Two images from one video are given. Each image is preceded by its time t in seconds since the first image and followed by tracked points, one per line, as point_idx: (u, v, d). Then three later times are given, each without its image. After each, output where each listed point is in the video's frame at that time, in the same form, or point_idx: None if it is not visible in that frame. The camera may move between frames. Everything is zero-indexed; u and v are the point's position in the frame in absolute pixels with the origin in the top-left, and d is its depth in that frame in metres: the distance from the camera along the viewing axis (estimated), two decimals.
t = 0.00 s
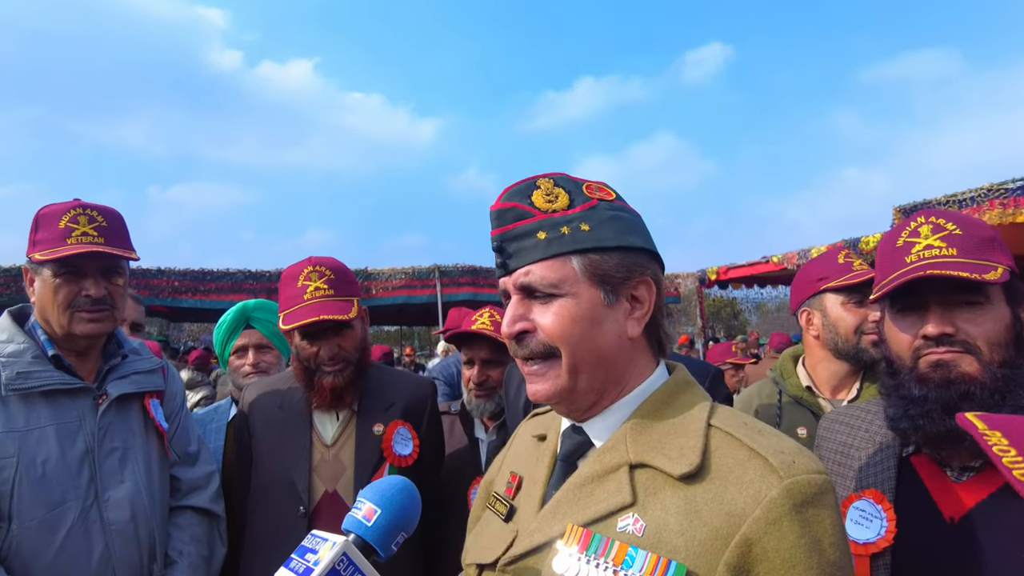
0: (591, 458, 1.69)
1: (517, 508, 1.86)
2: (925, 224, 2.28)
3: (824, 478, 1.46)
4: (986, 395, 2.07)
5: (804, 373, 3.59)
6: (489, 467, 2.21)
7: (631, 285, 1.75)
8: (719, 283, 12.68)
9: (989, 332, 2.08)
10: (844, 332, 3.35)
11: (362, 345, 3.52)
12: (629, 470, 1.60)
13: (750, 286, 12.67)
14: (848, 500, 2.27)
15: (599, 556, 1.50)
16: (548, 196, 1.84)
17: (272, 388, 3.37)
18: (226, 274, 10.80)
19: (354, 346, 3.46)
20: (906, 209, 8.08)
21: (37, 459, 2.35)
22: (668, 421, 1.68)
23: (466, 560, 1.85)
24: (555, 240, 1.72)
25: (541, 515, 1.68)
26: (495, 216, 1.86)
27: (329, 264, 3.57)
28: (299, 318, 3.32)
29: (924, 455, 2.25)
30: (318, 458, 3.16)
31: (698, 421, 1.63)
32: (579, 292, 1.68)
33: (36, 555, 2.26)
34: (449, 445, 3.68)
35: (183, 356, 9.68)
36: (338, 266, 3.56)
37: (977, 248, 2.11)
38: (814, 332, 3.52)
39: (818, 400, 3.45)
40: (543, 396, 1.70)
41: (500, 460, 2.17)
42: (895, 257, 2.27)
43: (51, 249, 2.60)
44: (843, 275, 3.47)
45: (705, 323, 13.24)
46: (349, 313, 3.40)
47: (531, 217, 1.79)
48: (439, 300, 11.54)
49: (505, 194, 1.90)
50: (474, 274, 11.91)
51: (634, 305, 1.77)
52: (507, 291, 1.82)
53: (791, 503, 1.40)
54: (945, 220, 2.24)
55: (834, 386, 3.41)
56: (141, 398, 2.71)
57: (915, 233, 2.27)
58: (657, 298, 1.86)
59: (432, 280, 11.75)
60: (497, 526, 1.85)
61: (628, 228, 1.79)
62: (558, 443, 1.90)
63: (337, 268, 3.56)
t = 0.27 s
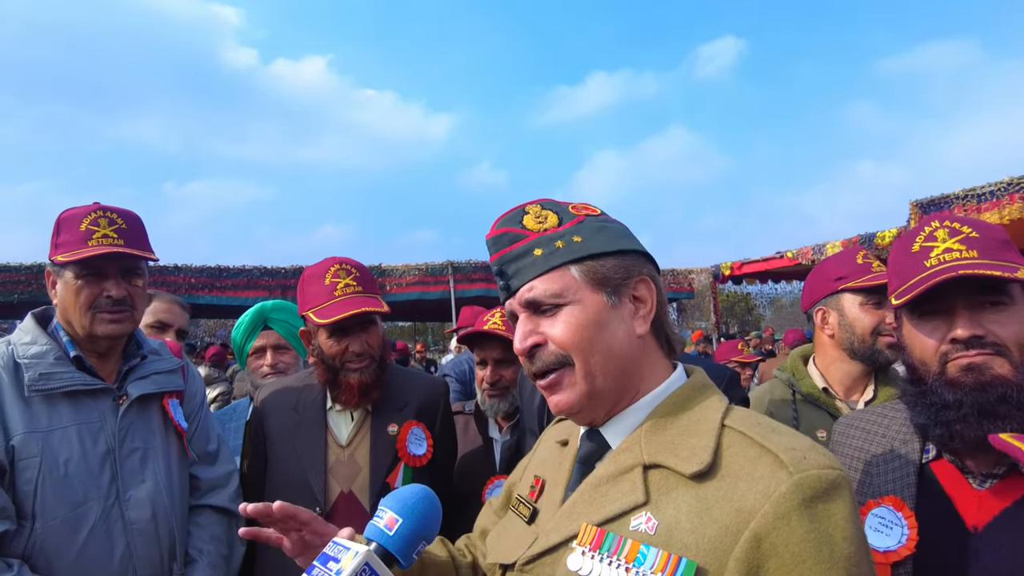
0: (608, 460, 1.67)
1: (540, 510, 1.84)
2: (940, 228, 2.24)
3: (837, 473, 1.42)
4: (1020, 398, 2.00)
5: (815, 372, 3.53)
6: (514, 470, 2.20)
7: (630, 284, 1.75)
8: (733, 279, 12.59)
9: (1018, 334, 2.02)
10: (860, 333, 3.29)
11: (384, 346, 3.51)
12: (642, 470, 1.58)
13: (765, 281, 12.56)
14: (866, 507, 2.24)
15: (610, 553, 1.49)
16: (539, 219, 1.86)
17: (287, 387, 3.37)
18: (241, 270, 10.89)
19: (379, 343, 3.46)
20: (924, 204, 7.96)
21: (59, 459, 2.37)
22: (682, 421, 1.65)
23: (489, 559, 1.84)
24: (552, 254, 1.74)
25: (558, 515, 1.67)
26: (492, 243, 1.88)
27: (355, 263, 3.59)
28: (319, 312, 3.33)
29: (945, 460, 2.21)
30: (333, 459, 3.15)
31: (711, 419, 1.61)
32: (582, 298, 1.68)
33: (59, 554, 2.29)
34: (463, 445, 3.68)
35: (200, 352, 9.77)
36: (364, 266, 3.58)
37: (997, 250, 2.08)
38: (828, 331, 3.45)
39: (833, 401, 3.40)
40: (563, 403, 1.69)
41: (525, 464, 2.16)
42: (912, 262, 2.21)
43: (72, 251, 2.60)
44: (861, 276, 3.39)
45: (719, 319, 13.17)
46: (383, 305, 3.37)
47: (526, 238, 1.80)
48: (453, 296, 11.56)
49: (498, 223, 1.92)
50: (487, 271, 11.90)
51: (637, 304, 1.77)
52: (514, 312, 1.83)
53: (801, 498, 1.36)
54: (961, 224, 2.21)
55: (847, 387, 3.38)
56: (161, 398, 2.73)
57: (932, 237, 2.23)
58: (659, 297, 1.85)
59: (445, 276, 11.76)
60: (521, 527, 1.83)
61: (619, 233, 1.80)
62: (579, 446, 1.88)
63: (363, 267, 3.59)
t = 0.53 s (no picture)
0: (607, 460, 1.65)
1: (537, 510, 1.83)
2: (940, 227, 2.23)
3: (837, 472, 1.40)
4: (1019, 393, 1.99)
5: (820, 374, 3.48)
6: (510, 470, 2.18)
7: (643, 290, 1.72)
8: (742, 276, 12.51)
9: (1019, 330, 2.01)
10: (861, 333, 3.26)
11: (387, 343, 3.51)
12: (642, 470, 1.56)
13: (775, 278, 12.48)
14: (867, 506, 2.22)
15: (611, 553, 1.47)
16: (556, 208, 1.82)
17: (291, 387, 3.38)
18: (251, 269, 10.95)
19: (384, 339, 3.49)
20: (936, 200, 7.88)
21: (60, 458, 2.40)
22: (682, 422, 1.63)
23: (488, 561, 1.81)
24: (567, 250, 1.70)
25: (557, 515, 1.65)
26: (505, 230, 1.85)
27: (359, 261, 3.61)
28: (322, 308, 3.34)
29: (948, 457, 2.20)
30: (336, 457, 3.17)
31: (710, 420, 1.58)
32: (593, 300, 1.65)
33: (62, 551, 2.32)
34: (468, 444, 3.69)
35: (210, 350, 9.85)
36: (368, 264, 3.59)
37: (997, 248, 2.06)
38: (828, 332, 3.42)
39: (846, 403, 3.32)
40: (561, 403, 1.67)
41: (520, 466, 2.15)
42: (912, 260, 2.20)
43: (74, 250, 2.63)
44: (859, 275, 3.39)
45: (729, 316, 13.10)
46: (389, 303, 3.36)
47: (541, 229, 1.77)
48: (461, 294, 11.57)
49: (513, 208, 1.88)
50: (497, 267, 11.85)
51: (647, 310, 1.74)
52: (520, 303, 1.79)
53: (801, 496, 1.34)
54: (961, 223, 2.20)
55: (854, 387, 3.34)
56: (164, 398, 2.74)
57: (932, 235, 2.21)
58: (667, 305, 1.82)
59: (453, 274, 11.77)
60: (518, 528, 1.83)
61: (636, 235, 1.77)
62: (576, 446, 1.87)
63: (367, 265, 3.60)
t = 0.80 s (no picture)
0: (613, 450, 1.62)
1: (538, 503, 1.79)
2: (939, 220, 2.24)
3: (843, 458, 1.41)
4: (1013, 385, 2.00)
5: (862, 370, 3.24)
6: (503, 462, 2.19)
7: (642, 276, 1.74)
8: (747, 271, 12.50)
9: (1013, 324, 2.03)
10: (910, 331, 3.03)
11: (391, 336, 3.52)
12: (650, 460, 1.54)
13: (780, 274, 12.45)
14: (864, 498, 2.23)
15: (626, 542, 1.44)
16: (555, 203, 1.85)
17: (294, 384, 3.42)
18: (256, 264, 11.01)
19: (387, 333, 3.50)
20: (942, 195, 7.86)
21: (55, 454, 2.37)
22: (687, 412, 1.62)
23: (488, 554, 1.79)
24: (568, 237, 1.72)
25: (565, 507, 1.61)
26: (507, 220, 1.86)
27: (361, 254, 3.63)
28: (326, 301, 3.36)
29: (942, 450, 2.22)
30: (338, 451, 3.20)
31: (714, 408, 1.58)
32: (594, 284, 1.67)
33: (57, 549, 2.29)
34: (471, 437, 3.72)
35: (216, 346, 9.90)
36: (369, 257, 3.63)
37: (994, 242, 2.08)
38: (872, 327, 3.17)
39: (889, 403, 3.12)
40: (565, 389, 1.67)
41: (516, 454, 2.15)
42: (910, 253, 2.21)
43: (70, 243, 2.58)
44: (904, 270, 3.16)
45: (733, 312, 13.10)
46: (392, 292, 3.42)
47: (542, 220, 1.79)
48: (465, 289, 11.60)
49: (514, 202, 1.90)
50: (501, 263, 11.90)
51: (646, 296, 1.75)
52: (523, 292, 1.80)
53: (811, 482, 1.34)
54: (959, 216, 2.21)
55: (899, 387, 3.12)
56: (164, 392, 2.70)
57: (931, 228, 2.22)
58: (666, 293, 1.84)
59: (458, 269, 11.80)
60: (518, 521, 1.78)
61: (634, 227, 1.80)
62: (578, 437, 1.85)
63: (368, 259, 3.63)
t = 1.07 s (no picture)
0: (610, 438, 1.64)
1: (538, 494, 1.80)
2: (939, 212, 2.22)
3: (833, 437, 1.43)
4: (1008, 379, 2.01)
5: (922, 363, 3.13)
6: (499, 460, 2.19)
7: (626, 280, 1.73)
8: (751, 266, 12.48)
9: (1010, 318, 2.03)
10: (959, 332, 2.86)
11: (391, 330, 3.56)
12: (647, 446, 1.56)
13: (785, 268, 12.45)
14: (860, 491, 2.24)
15: (625, 524, 1.47)
16: (548, 203, 1.85)
17: (296, 379, 3.45)
18: (260, 259, 11.05)
19: (387, 328, 3.52)
20: (947, 189, 7.83)
21: (48, 453, 2.39)
22: (683, 398, 1.64)
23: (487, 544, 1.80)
24: (552, 244, 1.73)
25: (565, 493, 1.62)
26: (497, 225, 1.89)
27: (360, 247, 3.63)
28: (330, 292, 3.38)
29: (939, 444, 2.23)
30: (341, 444, 3.23)
31: (707, 395, 1.61)
32: (574, 292, 1.69)
33: (52, 549, 2.32)
34: (473, 432, 3.72)
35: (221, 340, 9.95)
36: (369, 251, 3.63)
37: (995, 235, 2.07)
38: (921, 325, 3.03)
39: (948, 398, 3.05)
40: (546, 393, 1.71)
41: (511, 450, 2.16)
42: (909, 245, 2.21)
43: (65, 237, 2.59)
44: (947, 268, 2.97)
45: (737, 306, 13.09)
46: (390, 284, 3.43)
47: (530, 224, 1.80)
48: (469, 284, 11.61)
49: (507, 204, 1.92)
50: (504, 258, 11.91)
51: (631, 300, 1.73)
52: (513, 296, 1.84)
53: (802, 459, 1.36)
54: (960, 208, 2.20)
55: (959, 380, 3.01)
56: (159, 388, 2.73)
57: (930, 220, 2.22)
58: (656, 294, 1.80)
59: (462, 264, 11.82)
60: (518, 512, 1.79)
61: (625, 228, 1.77)
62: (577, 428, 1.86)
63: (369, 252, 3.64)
